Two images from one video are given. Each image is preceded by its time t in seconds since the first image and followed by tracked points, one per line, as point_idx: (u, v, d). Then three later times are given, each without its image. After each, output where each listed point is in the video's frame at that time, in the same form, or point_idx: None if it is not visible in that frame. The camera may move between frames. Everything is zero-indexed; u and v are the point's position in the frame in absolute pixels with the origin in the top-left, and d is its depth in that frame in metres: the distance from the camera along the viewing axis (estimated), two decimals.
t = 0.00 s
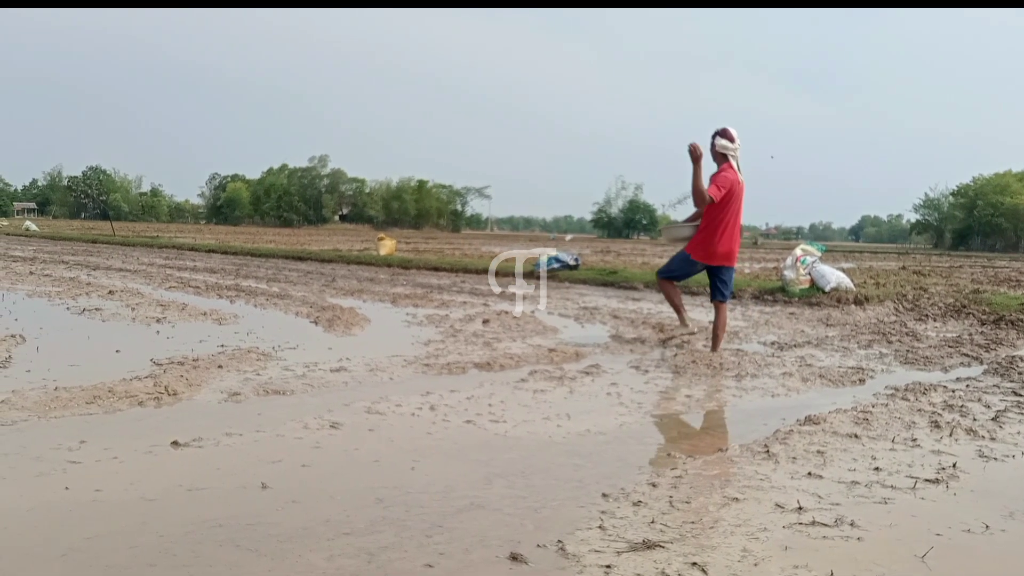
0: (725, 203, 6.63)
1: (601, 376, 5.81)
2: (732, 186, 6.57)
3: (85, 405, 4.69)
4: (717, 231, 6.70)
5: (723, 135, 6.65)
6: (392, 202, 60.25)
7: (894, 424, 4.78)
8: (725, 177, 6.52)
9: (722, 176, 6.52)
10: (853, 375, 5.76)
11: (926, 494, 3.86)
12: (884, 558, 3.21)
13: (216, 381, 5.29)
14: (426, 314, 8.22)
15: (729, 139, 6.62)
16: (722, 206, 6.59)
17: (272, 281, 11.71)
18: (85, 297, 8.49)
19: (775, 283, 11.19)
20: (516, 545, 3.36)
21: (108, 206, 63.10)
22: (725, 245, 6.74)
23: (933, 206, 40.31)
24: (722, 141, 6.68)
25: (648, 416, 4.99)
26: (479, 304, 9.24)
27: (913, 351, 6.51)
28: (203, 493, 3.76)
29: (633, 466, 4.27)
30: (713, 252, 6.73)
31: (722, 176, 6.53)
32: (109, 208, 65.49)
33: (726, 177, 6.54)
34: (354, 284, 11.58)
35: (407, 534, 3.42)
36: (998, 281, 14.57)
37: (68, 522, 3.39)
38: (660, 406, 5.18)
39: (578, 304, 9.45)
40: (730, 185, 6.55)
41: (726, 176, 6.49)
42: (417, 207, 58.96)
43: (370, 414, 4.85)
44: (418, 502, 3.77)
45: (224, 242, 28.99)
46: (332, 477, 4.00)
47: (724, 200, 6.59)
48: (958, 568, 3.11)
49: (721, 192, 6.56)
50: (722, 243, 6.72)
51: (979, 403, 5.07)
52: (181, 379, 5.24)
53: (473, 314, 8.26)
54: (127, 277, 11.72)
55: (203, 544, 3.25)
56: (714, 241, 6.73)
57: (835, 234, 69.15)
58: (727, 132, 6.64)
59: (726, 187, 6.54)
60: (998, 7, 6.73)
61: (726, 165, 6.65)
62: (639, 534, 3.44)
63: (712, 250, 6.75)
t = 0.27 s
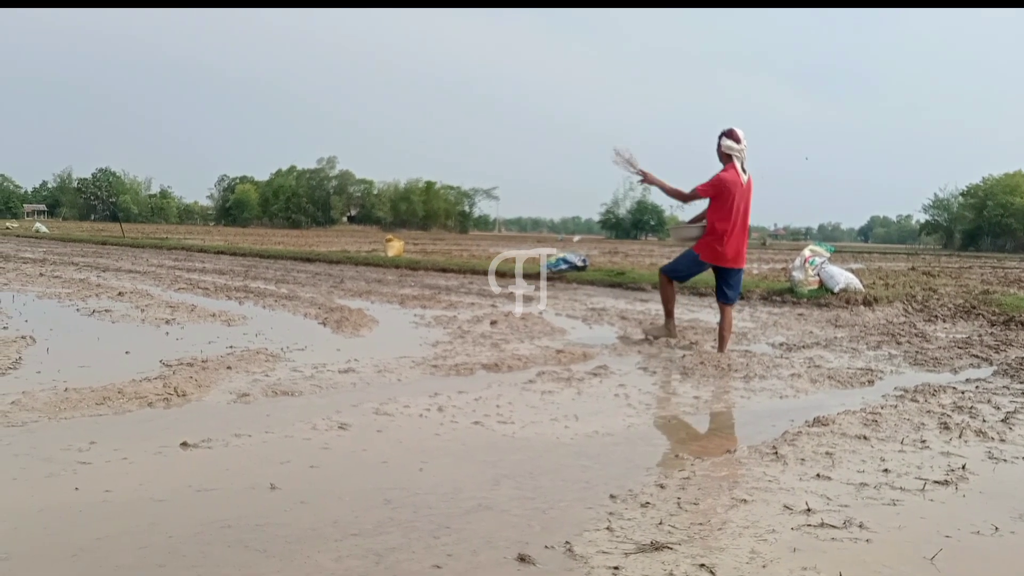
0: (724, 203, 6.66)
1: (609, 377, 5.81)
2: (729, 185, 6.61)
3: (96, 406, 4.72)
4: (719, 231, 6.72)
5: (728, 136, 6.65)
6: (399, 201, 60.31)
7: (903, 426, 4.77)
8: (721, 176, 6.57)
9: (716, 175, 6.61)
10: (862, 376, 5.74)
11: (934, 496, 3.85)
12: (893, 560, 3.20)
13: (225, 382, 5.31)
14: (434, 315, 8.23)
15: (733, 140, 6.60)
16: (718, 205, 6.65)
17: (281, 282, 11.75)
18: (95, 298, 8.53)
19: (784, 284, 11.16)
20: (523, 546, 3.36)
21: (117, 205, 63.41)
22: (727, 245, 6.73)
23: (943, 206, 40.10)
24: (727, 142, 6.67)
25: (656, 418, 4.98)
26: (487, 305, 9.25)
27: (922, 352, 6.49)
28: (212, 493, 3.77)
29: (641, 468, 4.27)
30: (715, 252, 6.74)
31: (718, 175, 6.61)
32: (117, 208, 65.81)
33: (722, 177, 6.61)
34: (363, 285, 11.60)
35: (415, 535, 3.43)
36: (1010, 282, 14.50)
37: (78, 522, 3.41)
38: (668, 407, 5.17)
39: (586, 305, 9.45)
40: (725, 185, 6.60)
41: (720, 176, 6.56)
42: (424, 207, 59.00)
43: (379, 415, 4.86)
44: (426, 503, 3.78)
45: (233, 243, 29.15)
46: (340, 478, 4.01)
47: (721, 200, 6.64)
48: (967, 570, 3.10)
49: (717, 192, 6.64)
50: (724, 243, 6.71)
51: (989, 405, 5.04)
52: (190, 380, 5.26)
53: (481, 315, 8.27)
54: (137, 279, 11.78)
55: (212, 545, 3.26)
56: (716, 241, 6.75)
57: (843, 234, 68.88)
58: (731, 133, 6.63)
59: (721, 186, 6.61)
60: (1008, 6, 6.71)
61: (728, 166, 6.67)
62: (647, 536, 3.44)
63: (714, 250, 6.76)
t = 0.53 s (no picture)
0: (723, 205, 6.69)
1: (615, 379, 5.81)
2: (728, 187, 6.65)
3: (103, 407, 4.73)
4: (719, 233, 6.75)
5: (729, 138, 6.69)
6: (405, 203, 60.36)
7: (910, 428, 4.75)
8: (719, 178, 6.63)
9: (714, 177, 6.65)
10: (869, 378, 5.73)
11: (942, 499, 3.83)
12: (900, 562, 3.19)
13: (232, 383, 5.32)
14: (440, 317, 8.24)
15: (733, 142, 6.63)
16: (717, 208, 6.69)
17: (287, 283, 11.76)
18: (103, 300, 8.55)
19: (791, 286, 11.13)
20: (530, 547, 3.36)
21: (123, 207, 63.62)
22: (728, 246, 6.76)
23: (951, 207, 39.96)
24: (728, 144, 6.70)
25: (663, 420, 4.98)
26: (494, 307, 9.24)
27: (930, 354, 6.47)
28: (219, 494, 3.78)
29: (648, 470, 4.26)
30: (715, 254, 6.78)
31: (715, 178, 6.66)
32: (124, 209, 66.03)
33: (719, 179, 6.66)
34: (369, 287, 11.60)
35: (422, 536, 3.43)
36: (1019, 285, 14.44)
37: (87, 523, 3.42)
38: (675, 409, 5.17)
39: (593, 307, 9.44)
40: (723, 186, 6.64)
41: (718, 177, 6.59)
42: (429, 209, 59.04)
43: (385, 416, 4.87)
44: (433, 504, 3.78)
45: (241, 244, 29.26)
46: (347, 479, 4.01)
47: (720, 202, 6.68)
48: (975, 573, 3.09)
49: (716, 194, 6.68)
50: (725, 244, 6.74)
51: (997, 407, 5.02)
52: (198, 381, 5.27)
53: (487, 316, 8.27)
54: (144, 280, 11.81)
55: (219, 546, 3.26)
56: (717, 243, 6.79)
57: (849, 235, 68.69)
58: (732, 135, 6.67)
59: (719, 188, 6.65)
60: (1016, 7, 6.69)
61: (726, 167, 6.71)
62: (653, 538, 3.44)
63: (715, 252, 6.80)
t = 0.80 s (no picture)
0: (732, 202, 6.67)
1: (628, 375, 5.79)
2: (736, 184, 6.64)
3: (119, 402, 4.76)
4: (728, 230, 6.73)
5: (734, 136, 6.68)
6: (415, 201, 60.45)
7: (925, 425, 4.72)
8: (727, 176, 6.61)
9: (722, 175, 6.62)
10: (884, 375, 5.69)
11: (958, 496, 3.80)
12: (916, 559, 3.17)
13: (246, 379, 5.34)
14: (453, 313, 8.24)
15: (739, 139, 6.62)
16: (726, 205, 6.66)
17: (300, 280, 11.80)
18: (118, 296, 8.61)
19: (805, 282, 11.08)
20: (543, 543, 3.36)
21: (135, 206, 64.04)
22: (738, 244, 6.74)
23: (965, 204, 39.64)
24: (733, 141, 6.69)
25: (676, 416, 4.96)
26: (506, 303, 9.24)
27: (945, 351, 6.42)
28: (233, 489, 3.79)
29: (661, 465, 4.25)
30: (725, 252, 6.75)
31: (723, 176, 6.63)
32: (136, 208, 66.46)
33: (727, 177, 6.64)
34: (381, 283, 11.62)
35: (435, 531, 3.43)
36: None
37: (103, 516, 3.44)
38: (688, 405, 5.15)
39: (605, 303, 9.43)
40: (732, 184, 6.62)
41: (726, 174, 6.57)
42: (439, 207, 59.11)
43: (398, 412, 4.87)
44: (446, 499, 3.78)
45: (254, 241, 29.43)
46: (360, 474, 4.02)
47: (729, 200, 6.66)
48: (992, 570, 3.07)
49: (724, 191, 6.66)
50: (735, 242, 6.72)
51: (1014, 404, 4.98)
52: (212, 376, 5.30)
53: (499, 312, 8.26)
54: (159, 276, 11.89)
55: (234, 540, 3.28)
56: (726, 241, 6.76)
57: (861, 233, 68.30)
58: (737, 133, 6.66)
59: (728, 186, 6.62)
60: None
61: (733, 165, 6.70)
62: (667, 534, 3.43)
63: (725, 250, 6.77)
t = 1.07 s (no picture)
0: (739, 199, 6.67)
1: (638, 371, 5.79)
2: (743, 181, 6.65)
3: (130, 397, 4.78)
4: (735, 227, 6.71)
5: (739, 133, 6.69)
6: (422, 198, 60.46)
7: (937, 422, 4.70)
8: (733, 174, 6.61)
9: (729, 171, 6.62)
10: (895, 372, 5.67)
11: (969, 493, 3.79)
12: (926, 557, 3.16)
13: (257, 374, 5.36)
14: (462, 309, 8.25)
15: (745, 136, 6.62)
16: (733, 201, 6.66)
17: (310, 276, 11.83)
18: (129, 291, 8.64)
19: (815, 279, 11.03)
20: (552, 539, 3.36)
21: (144, 203, 64.31)
22: (745, 240, 6.72)
23: (977, 201, 39.43)
24: (737, 138, 6.70)
25: (686, 412, 4.95)
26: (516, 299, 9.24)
27: (956, 348, 6.39)
28: (244, 483, 3.81)
29: (671, 462, 4.25)
30: (732, 249, 6.73)
31: (730, 172, 6.64)
32: (144, 205, 66.73)
33: (734, 173, 6.64)
34: (390, 280, 11.63)
35: (444, 527, 3.43)
36: None
37: (114, 511, 3.45)
38: (698, 401, 5.14)
39: (615, 300, 9.42)
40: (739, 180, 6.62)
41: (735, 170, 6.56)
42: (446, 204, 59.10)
43: (408, 407, 4.88)
44: (455, 495, 3.78)
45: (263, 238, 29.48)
46: (370, 470, 4.02)
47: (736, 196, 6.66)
48: (1003, 569, 3.05)
49: (731, 188, 6.66)
50: (742, 238, 6.71)
51: None
52: (222, 372, 5.31)
53: (509, 309, 8.26)
54: (170, 272, 11.94)
55: (244, 535, 3.29)
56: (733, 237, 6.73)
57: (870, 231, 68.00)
58: (742, 129, 6.67)
59: (735, 182, 6.62)
60: None
61: (739, 162, 6.71)
62: (676, 530, 3.42)
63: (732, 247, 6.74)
